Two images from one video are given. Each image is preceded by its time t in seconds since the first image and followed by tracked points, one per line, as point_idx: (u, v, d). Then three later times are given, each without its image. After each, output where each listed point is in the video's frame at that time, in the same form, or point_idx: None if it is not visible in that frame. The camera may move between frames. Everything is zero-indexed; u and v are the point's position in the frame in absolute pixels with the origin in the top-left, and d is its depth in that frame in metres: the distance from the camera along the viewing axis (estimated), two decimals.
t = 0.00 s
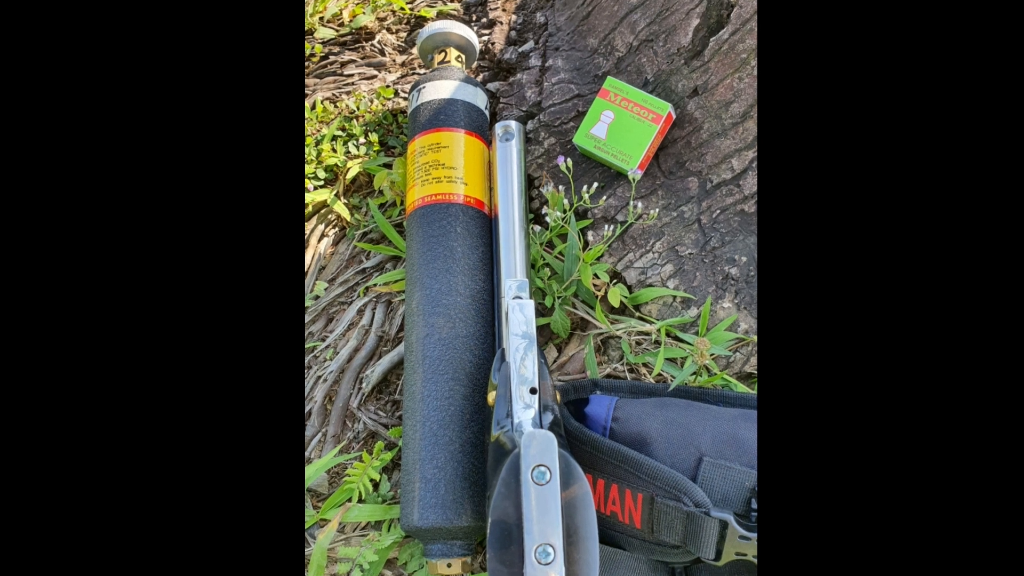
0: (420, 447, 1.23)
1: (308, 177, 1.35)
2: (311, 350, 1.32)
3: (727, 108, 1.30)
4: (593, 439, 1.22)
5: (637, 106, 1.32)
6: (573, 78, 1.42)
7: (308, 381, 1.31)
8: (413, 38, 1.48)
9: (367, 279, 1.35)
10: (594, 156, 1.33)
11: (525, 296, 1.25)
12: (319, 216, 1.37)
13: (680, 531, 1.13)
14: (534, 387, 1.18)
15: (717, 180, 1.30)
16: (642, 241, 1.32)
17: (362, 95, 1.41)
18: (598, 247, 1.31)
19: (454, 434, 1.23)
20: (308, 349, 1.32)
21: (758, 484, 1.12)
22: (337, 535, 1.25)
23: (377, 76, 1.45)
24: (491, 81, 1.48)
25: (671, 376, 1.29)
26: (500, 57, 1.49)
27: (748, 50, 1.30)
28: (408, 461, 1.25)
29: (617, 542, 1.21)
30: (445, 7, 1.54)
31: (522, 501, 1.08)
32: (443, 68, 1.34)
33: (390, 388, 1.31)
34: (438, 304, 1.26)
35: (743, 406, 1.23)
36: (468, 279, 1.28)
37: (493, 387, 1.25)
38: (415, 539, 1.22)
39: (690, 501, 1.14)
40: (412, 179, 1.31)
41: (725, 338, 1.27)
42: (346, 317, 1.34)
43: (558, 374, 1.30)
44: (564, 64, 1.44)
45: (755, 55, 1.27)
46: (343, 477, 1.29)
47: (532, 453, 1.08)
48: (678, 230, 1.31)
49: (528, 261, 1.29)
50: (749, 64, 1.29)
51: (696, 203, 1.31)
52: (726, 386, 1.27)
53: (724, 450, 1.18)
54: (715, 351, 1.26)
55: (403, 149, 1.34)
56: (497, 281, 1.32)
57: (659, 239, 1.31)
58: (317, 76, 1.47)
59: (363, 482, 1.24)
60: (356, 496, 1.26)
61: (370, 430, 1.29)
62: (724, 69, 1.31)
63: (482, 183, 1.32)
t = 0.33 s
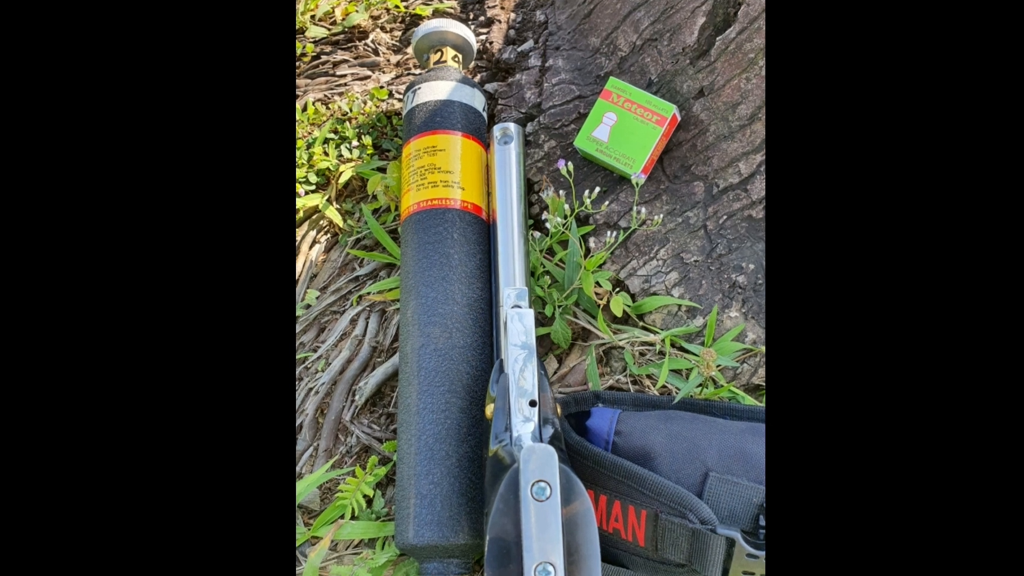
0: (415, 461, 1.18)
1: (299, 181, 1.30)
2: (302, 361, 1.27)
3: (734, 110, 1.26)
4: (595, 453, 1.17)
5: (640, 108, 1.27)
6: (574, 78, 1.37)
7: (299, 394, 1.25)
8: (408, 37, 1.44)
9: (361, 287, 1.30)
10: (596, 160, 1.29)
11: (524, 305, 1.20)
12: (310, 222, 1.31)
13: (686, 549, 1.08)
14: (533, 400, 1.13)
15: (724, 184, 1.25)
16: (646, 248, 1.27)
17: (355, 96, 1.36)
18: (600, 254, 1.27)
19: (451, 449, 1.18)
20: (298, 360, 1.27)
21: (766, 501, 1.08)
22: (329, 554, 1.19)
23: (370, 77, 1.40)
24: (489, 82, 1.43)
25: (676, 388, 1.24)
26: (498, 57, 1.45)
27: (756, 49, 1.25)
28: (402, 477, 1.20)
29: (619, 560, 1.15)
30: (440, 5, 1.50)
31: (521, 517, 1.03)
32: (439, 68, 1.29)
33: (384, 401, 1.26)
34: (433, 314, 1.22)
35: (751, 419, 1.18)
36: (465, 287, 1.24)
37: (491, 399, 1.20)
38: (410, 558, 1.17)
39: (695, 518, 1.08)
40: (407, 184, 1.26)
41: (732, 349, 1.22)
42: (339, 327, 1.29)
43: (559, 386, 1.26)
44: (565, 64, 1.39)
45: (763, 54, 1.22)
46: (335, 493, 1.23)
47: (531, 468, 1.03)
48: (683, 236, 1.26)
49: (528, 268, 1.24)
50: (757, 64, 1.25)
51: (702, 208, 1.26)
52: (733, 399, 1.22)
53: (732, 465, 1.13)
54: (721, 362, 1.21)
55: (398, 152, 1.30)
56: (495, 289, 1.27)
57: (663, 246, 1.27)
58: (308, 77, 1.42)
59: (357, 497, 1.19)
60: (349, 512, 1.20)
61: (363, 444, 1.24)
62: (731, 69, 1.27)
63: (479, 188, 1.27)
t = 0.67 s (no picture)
0: (410, 477, 1.13)
1: (289, 186, 1.25)
2: (292, 373, 1.22)
3: (741, 112, 1.21)
4: (597, 469, 1.12)
5: (644, 110, 1.22)
6: (575, 79, 1.32)
7: (289, 407, 1.21)
8: (402, 36, 1.39)
9: (353, 296, 1.24)
10: (598, 163, 1.24)
11: (524, 315, 1.16)
12: (301, 228, 1.26)
13: (692, 569, 1.03)
14: (533, 413, 1.09)
15: (731, 189, 1.20)
16: (650, 256, 1.22)
17: (347, 98, 1.31)
18: (603, 262, 1.22)
19: (447, 464, 1.13)
20: (288, 372, 1.22)
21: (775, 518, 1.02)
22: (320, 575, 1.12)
23: (363, 77, 1.35)
24: (487, 82, 1.39)
25: (681, 401, 1.19)
26: (496, 57, 1.40)
27: (765, 49, 1.20)
28: (397, 493, 1.15)
29: None
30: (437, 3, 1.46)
31: (520, 536, 0.97)
32: (435, 68, 1.24)
33: (378, 415, 1.21)
34: (429, 323, 1.17)
35: (760, 433, 1.14)
36: (462, 296, 1.19)
37: (489, 413, 1.15)
38: None
39: (701, 535, 1.03)
40: (401, 188, 1.21)
41: (740, 360, 1.17)
42: (330, 337, 1.24)
43: (560, 399, 1.21)
44: (565, 64, 1.34)
45: (772, 54, 1.18)
46: (327, 510, 1.18)
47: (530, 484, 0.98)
48: (689, 243, 1.21)
49: (527, 276, 1.20)
50: (765, 64, 1.20)
51: (708, 214, 1.21)
52: (740, 412, 1.17)
53: (739, 481, 1.08)
54: (728, 374, 1.17)
55: (392, 155, 1.24)
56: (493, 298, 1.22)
57: (668, 253, 1.22)
58: (298, 78, 1.37)
59: (349, 514, 1.13)
60: (342, 530, 1.14)
61: (356, 459, 1.19)
62: (739, 70, 1.22)
63: (477, 193, 1.22)
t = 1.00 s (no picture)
0: (404, 495, 1.08)
1: (278, 191, 1.19)
2: (282, 386, 1.17)
3: (749, 114, 1.16)
4: (599, 486, 1.07)
5: (648, 112, 1.17)
6: (576, 80, 1.27)
7: (279, 422, 1.16)
8: (396, 35, 1.34)
9: (346, 305, 1.19)
10: (600, 168, 1.19)
11: (523, 325, 1.11)
12: (290, 235, 1.21)
13: None
14: (533, 428, 1.04)
15: (739, 195, 1.16)
16: (654, 264, 1.17)
17: (339, 100, 1.26)
18: (605, 270, 1.17)
19: (443, 481, 1.08)
20: (278, 385, 1.17)
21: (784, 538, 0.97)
22: None
23: (355, 78, 1.30)
24: (485, 83, 1.34)
25: (687, 415, 1.14)
26: (494, 57, 1.36)
27: (774, 48, 1.15)
28: (390, 511, 1.09)
29: None
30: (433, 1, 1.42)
31: (519, 556, 0.92)
32: (430, 68, 1.19)
33: (371, 429, 1.16)
34: (424, 334, 1.12)
35: (769, 448, 1.09)
36: (459, 306, 1.14)
37: (487, 427, 1.11)
38: None
39: (708, 556, 0.98)
40: (395, 194, 1.16)
41: (748, 373, 1.13)
42: (322, 348, 1.18)
43: (560, 413, 1.16)
44: (566, 64, 1.29)
45: (782, 54, 1.13)
46: (318, 529, 1.12)
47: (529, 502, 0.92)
48: (695, 250, 1.16)
49: (526, 285, 1.15)
50: (774, 64, 1.15)
51: (715, 220, 1.16)
52: (748, 427, 1.12)
53: (747, 498, 1.03)
54: (736, 387, 1.12)
55: (385, 159, 1.20)
56: (491, 308, 1.18)
57: (673, 261, 1.17)
58: (288, 79, 1.32)
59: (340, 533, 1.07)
60: (333, 550, 1.08)
61: (348, 476, 1.13)
62: (747, 70, 1.17)
63: (474, 199, 1.17)
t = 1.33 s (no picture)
0: (397, 514, 1.03)
1: (267, 197, 1.14)
2: (270, 401, 1.11)
3: (758, 116, 1.11)
4: (602, 504, 1.01)
5: (653, 114, 1.12)
6: (578, 80, 1.23)
7: (267, 437, 1.10)
8: (389, 34, 1.29)
9: (337, 316, 1.14)
10: (603, 172, 1.14)
11: (522, 336, 1.06)
12: (279, 242, 1.16)
13: None
14: (533, 443, 0.99)
15: (747, 201, 1.11)
16: (659, 272, 1.12)
17: (330, 101, 1.21)
18: (608, 279, 1.12)
19: (439, 499, 1.03)
20: (266, 399, 1.11)
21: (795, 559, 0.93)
22: None
23: (347, 79, 1.25)
24: (482, 83, 1.29)
25: (693, 431, 1.09)
26: (492, 56, 1.31)
27: (785, 47, 1.10)
28: (383, 531, 1.04)
29: None
30: None
31: None
32: (425, 68, 1.14)
33: (363, 445, 1.11)
34: (419, 346, 1.07)
35: (778, 465, 1.04)
36: (455, 316, 1.09)
37: (484, 443, 1.06)
38: None
39: None
40: (389, 199, 1.12)
41: (757, 387, 1.08)
42: (312, 361, 1.13)
43: (561, 428, 1.11)
44: (567, 64, 1.25)
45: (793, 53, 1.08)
46: (308, 549, 1.06)
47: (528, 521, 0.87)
48: (702, 259, 1.12)
49: (526, 294, 1.10)
50: (785, 64, 1.10)
51: (722, 227, 1.11)
52: (757, 443, 1.08)
53: (756, 517, 0.98)
54: (744, 401, 1.07)
55: (379, 164, 1.15)
56: (489, 318, 1.13)
57: (679, 269, 1.12)
58: (277, 79, 1.27)
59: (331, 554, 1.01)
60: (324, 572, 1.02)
61: (339, 494, 1.08)
62: (755, 70, 1.12)
63: (471, 204, 1.13)
